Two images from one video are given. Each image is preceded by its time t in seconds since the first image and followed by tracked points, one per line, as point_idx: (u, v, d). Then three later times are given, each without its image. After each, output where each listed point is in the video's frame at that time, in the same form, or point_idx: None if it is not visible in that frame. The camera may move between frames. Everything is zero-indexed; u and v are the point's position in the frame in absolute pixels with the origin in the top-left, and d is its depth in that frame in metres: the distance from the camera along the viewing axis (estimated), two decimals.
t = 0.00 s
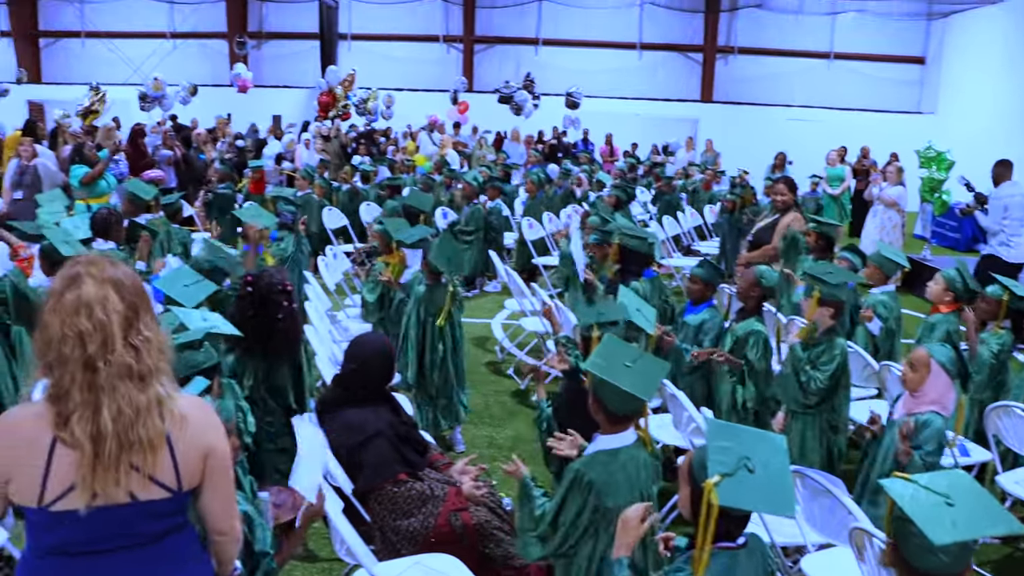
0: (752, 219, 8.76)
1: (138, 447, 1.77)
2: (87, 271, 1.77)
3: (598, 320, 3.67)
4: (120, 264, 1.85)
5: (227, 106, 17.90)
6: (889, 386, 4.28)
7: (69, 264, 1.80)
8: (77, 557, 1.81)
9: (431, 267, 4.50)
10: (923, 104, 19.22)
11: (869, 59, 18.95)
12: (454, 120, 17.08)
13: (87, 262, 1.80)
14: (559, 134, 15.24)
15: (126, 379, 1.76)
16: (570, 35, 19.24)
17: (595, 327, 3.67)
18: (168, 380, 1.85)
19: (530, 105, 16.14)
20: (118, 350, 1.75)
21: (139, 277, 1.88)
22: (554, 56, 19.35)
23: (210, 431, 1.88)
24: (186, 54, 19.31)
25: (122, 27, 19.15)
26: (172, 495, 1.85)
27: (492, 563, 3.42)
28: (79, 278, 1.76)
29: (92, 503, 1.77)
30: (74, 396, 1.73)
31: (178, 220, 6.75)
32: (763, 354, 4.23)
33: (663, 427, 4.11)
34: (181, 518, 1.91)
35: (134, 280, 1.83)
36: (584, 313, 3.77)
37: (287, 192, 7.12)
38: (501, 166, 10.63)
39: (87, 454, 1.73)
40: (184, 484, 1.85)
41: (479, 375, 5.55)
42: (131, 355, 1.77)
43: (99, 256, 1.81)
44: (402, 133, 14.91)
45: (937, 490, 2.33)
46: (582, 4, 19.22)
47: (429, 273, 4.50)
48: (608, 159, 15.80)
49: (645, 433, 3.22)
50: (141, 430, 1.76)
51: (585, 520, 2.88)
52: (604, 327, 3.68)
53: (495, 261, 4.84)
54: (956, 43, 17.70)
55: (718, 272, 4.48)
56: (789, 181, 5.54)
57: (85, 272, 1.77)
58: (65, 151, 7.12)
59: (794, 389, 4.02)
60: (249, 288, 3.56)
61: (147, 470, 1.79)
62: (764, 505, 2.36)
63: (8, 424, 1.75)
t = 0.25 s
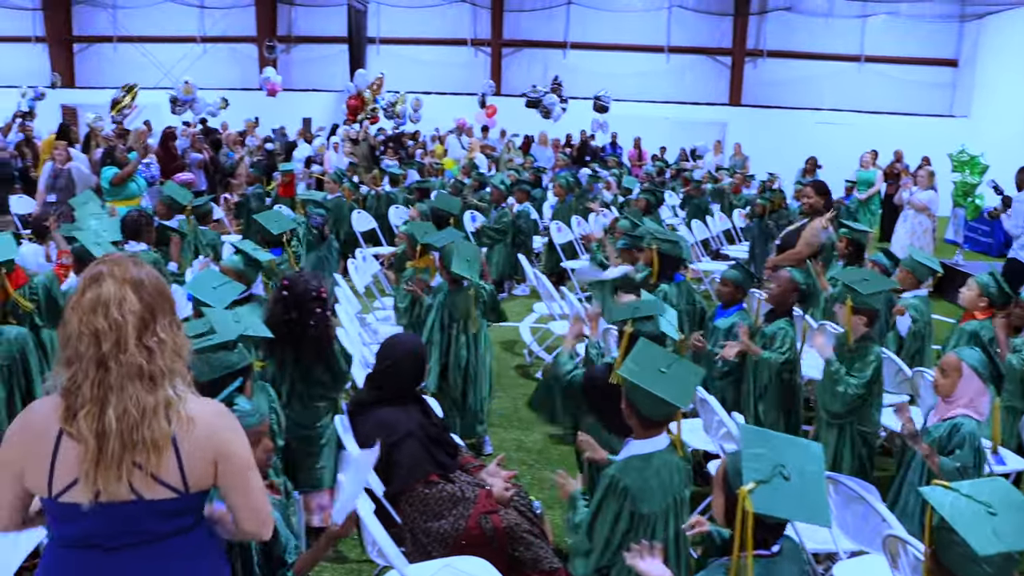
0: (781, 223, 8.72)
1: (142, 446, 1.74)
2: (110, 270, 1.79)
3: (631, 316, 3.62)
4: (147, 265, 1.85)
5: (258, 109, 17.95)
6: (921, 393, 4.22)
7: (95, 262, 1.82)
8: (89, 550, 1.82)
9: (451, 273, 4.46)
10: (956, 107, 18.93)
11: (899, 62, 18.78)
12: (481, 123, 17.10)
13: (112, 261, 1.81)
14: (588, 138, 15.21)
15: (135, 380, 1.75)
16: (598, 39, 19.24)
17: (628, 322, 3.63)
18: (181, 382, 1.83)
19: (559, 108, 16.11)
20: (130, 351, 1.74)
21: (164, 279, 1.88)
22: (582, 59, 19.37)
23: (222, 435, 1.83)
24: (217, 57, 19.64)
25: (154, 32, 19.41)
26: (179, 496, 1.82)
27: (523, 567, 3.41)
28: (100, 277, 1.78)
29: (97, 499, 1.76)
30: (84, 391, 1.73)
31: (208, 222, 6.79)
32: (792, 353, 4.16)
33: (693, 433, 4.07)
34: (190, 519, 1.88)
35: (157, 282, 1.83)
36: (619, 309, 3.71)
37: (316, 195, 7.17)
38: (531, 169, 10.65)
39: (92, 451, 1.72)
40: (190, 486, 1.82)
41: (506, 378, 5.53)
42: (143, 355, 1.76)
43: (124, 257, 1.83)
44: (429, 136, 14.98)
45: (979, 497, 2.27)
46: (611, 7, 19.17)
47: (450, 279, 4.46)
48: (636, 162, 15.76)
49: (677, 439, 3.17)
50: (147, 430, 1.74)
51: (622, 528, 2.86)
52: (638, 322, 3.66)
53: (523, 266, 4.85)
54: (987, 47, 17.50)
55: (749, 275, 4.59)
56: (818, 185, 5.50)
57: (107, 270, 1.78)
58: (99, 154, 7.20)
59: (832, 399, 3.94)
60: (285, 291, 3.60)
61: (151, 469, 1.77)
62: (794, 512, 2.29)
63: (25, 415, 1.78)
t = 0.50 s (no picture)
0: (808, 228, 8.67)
1: (150, 435, 1.74)
2: (131, 258, 1.80)
3: (666, 325, 3.73)
4: (169, 256, 1.85)
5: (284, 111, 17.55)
6: (950, 399, 4.16)
7: (119, 249, 1.83)
8: (94, 531, 1.82)
9: (470, 277, 4.45)
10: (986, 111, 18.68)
11: (927, 66, 18.56)
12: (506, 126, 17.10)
13: (135, 249, 1.82)
14: (613, 141, 15.16)
15: (148, 368, 1.74)
16: (624, 42, 19.21)
17: (664, 331, 3.74)
18: (195, 373, 1.82)
19: (585, 111, 16.08)
20: (144, 340, 1.74)
21: (185, 268, 1.88)
22: (608, 62, 19.35)
23: (231, 430, 1.81)
24: (244, 59, 19.69)
25: (182, 34, 19.61)
26: (183, 488, 1.81)
27: (548, 570, 3.39)
28: (122, 264, 1.78)
29: (105, 483, 1.77)
30: (98, 376, 1.73)
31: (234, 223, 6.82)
32: (824, 353, 4.12)
33: (722, 438, 4.05)
34: (196, 510, 1.87)
35: (178, 272, 1.83)
36: (654, 313, 3.84)
37: (344, 197, 7.20)
38: (557, 172, 10.65)
39: (103, 436, 1.73)
40: (195, 478, 1.81)
41: (529, 381, 5.51)
42: (158, 344, 1.76)
43: (147, 246, 1.83)
44: (454, 139, 15.02)
45: (1007, 502, 2.23)
46: (638, 10, 19.11)
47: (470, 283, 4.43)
48: (661, 165, 15.71)
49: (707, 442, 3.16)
50: (155, 419, 1.73)
51: (653, 533, 2.85)
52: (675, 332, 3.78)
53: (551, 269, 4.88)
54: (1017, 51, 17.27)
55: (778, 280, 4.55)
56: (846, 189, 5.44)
57: (129, 258, 1.79)
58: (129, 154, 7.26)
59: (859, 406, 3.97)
60: (320, 290, 3.71)
61: (157, 458, 1.76)
62: (824, 521, 2.19)
63: (43, 394, 1.80)
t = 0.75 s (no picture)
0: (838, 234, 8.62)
1: (167, 438, 1.76)
2: (150, 262, 1.79)
3: (693, 329, 3.67)
4: (187, 259, 1.85)
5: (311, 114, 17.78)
6: (982, 408, 4.10)
7: (137, 252, 1.82)
8: (101, 527, 1.83)
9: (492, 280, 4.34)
10: (1017, 117, 18.44)
11: (958, 71, 18.37)
12: (533, 130, 17.10)
13: (153, 252, 1.81)
14: (640, 145, 15.12)
15: (167, 372, 1.75)
16: (651, 45, 19.19)
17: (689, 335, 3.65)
18: (211, 377, 1.83)
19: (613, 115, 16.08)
20: (162, 344, 1.75)
21: (203, 271, 1.87)
22: (635, 66, 19.33)
23: (243, 437, 1.84)
24: (272, 61, 19.79)
25: (211, 36, 19.80)
26: (195, 490, 1.83)
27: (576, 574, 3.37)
28: (142, 268, 1.78)
29: (119, 483, 1.78)
30: (116, 378, 1.74)
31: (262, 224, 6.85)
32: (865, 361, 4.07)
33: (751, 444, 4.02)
34: (204, 511, 1.89)
35: (196, 276, 1.83)
36: (676, 317, 3.80)
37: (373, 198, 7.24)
38: (584, 176, 10.65)
39: (120, 437, 1.74)
40: (207, 481, 1.83)
41: (554, 385, 5.50)
42: (176, 348, 1.76)
43: (165, 250, 1.83)
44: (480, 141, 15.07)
45: None
46: (664, 14, 19.05)
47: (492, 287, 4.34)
48: (688, 170, 15.65)
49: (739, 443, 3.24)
50: (173, 422, 1.75)
51: (685, 539, 2.84)
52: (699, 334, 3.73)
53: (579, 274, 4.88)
54: None
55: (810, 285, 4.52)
56: (877, 195, 5.38)
57: (148, 262, 1.79)
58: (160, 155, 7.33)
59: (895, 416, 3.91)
60: (351, 289, 3.63)
61: (172, 462, 1.78)
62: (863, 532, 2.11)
63: (58, 391, 1.80)
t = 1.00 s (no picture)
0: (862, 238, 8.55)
1: (188, 441, 1.71)
2: (165, 266, 1.74)
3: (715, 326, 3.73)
4: (200, 260, 1.80)
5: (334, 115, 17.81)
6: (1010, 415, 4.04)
7: (150, 256, 1.76)
8: (115, 522, 1.78)
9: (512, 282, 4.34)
10: None
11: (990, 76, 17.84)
12: (555, 132, 17.09)
13: (167, 256, 1.76)
14: (663, 147, 15.05)
15: (186, 376, 1.70)
16: (674, 48, 19.13)
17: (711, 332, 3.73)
18: (228, 379, 1.79)
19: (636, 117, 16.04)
20: (181, 348, 1.70)
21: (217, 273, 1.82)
22: (658, 68, 19.28)
23: (260, 436, 1.81)
24: (295, 61, 19.87)
25: (235, 37, 19.93)
26: (214, 489, 1.79)
27: None
28: (156, 272, 1.72)
29: (140, 485, 1.73)
30: (135, 382, 1.68)
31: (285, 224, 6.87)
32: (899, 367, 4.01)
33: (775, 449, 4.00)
34: (215, 511, 1.84)
35: (211, 279, 1.78)
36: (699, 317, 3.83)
37: (395, 199, 7.25)
38: (605, 179, 10.63)
39: (142, 440, 1.69)
40: (226, 481, 1.80)
41: (574, 388, 5.49)
42: (195, 352, 1.71)
43: (179, 252, 1.78)
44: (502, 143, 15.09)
45: None
46: (684, 17, 18.88)
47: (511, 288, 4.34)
48: (709, 173, 15.58)
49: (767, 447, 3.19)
50: (195, 424, 1.70)
51: (709, 545, 2.81)
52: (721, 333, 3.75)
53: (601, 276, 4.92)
54: None
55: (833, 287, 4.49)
56: (904, 199, 5.33)
57: (163, 266, 1.73)
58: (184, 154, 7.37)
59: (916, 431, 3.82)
60: (370, 288, 3.66)
61: (193, 463, 1.74)
62: (896, 536, 2.07)
63: (71, 392, 1.72)
